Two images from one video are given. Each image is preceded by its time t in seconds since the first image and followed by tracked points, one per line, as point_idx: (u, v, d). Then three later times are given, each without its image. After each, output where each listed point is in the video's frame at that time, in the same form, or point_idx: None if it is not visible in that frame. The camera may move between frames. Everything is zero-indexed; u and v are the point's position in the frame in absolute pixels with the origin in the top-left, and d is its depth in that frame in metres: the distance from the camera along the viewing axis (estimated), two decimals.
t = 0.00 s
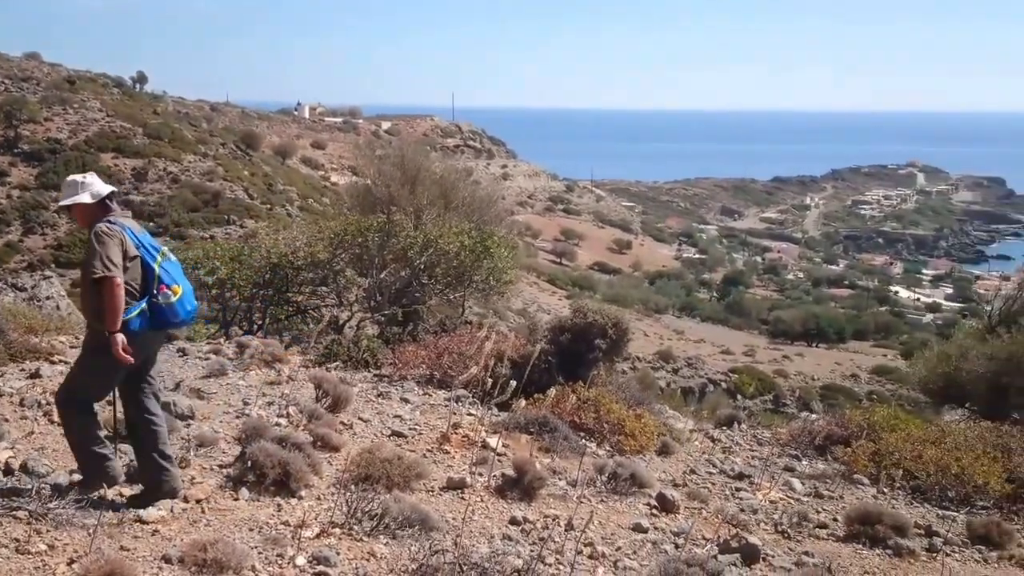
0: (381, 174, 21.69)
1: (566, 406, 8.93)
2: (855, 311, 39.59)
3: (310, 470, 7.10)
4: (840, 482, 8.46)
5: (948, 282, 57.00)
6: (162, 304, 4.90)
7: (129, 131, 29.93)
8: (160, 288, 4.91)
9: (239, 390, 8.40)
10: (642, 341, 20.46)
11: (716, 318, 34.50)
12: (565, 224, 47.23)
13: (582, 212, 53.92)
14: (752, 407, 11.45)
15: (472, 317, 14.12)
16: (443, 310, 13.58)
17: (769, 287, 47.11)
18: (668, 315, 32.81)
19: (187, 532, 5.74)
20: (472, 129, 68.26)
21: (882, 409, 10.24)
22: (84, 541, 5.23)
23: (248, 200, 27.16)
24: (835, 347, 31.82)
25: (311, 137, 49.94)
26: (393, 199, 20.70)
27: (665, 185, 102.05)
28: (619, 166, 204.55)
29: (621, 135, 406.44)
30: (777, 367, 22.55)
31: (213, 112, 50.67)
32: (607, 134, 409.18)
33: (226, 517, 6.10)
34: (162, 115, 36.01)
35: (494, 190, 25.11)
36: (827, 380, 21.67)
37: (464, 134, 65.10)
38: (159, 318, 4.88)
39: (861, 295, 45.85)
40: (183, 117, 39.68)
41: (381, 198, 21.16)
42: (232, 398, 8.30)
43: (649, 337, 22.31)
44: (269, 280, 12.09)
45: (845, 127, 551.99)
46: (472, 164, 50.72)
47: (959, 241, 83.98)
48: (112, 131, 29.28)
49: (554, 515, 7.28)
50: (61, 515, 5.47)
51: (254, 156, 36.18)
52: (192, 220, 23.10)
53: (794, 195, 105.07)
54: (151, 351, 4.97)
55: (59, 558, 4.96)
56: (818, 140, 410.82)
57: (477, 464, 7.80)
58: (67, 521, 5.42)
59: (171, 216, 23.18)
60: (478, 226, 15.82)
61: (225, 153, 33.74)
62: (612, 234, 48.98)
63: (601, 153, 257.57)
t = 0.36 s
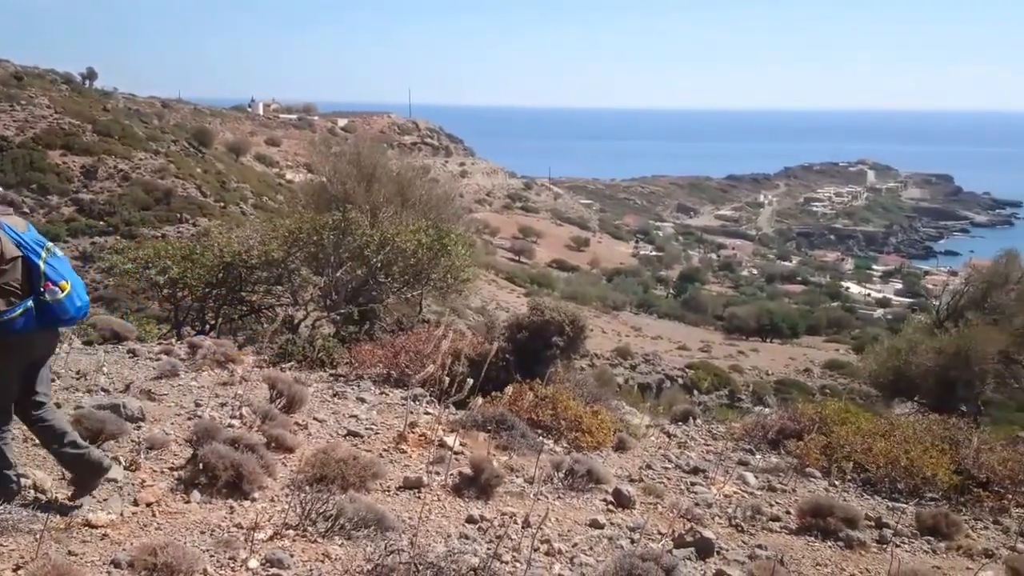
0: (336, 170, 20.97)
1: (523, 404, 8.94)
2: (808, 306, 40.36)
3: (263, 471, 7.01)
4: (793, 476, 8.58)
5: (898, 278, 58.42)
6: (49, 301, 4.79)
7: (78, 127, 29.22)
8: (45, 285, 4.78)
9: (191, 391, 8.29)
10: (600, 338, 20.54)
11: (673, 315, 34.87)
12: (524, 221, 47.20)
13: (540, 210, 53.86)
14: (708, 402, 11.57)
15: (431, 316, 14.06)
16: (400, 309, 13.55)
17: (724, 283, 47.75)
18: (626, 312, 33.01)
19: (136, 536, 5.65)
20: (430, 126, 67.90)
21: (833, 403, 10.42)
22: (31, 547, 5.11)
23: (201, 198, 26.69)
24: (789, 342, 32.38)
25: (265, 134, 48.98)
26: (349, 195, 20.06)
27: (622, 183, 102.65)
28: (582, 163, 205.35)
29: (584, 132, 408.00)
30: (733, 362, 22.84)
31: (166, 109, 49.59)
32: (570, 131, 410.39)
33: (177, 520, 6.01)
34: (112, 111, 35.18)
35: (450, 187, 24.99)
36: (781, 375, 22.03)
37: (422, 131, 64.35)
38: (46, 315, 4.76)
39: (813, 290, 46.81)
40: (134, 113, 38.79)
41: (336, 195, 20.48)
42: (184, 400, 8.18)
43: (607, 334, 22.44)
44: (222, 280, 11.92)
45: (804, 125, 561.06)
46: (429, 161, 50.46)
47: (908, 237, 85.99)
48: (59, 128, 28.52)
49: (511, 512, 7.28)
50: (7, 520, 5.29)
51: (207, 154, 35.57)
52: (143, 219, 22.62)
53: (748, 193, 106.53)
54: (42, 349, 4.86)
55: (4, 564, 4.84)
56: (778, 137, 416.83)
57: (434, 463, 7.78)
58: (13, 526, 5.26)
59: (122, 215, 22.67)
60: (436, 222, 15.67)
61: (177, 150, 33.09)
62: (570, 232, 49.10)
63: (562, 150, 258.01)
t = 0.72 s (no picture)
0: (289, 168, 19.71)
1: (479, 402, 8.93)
2: (761, 302, 41.06)
3: (213, 473, 6.92)
4: (745, 469, 8.69)
5: (848, 274, 59.70)
6: None
7: (23, 124, 28.45)
8: None
9: (140, 393, 8.16)
10: (556, 334, 20.54)
11: (628, 311, 35.22)
12: (480, 219, 46.79)
13: (496, 207, 53.61)
14: (663, 397, 11.65)
15: (386, 314, 13.98)
16: (354, 308, 13.43)
17: (678, 279, 48.28)
18: (583, 309, 33.09)
19: (82, 541, 5.56)
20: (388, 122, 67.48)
21: (784, 396, 10.59)
22: None
23: (151, 196, 26.21)
24: (742, 337, 32.85)
25: (216, 130, 47.93)
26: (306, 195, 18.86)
27: (577, 180, 102.72)
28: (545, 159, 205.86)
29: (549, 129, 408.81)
30: (688, 357, 23.06)
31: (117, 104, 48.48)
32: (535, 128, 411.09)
33: (124, 524, 5.92)
34: (58, 108, 34.30)
35: (404, 183, 24.86)
36: (735, 369, 22.33)
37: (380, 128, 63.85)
38: None
39: (766, 286, 47.72)
40: (81, 110, 37.86)
41: (290, 194, 19.41)
42: (133, 401, 8.05)
43: (563, 329, 22.54)
44: (172, 279, 11.76)
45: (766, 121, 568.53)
46: (384, 158, 50.13)
47: (857, 233, 87.85)
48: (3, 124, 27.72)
49: (466, 511, 7.26)
50: None
51: (157, 151, 34.90)
52: (89, 217, 22.14)
53: (702, 189, 107.73)
54: None
55: None
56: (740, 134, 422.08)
57: (389, 462, 7.74)
58: None
59: (68, 213, 22.17)
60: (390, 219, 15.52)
61: (126, 148, 32.41)
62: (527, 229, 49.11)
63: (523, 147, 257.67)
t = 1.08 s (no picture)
0: (238, 165, 18.49)
1: (432, 399, 8.92)
2: (713, 297, 41.66)
3: (162, 476, 6.81)
4: (697, 462, 8.78)
5: (798, 269, 60.90)
6: None
7: None
8: None
9: (86, 395, 8.02)
10: (511, 331, 20.50)
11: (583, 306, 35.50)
12: (435, 215, 46.45)
13: (451, 203, 53.01)
14: (617, 392, 11.75)
15: (341, 312, 13.90)
16: (306, 306, 13.29)
17: (632, 276, 48.72)
18: (538, 305, 33.07)
19: (26, 546, 5.44)
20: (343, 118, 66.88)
21: (734, 390, 10.73)
22: None
23: (98, 195, 25.67)
24: (695, 331, 33.23)
25: (162, 127, 46.53)
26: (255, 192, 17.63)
27: (531, 177, 102.54)
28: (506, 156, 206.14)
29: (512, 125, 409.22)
30: (642, 352, 23.26)
31: (64, 100, 47.25)
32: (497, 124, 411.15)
33: (70, 528, 5.80)
34: None
35: (357, 180, 24.70)
36: (688, 363, 22.62)
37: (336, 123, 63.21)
38: None
39: (717, 281, 48.58)
40: (25, 106, 36.83)
41: (240, 193, 18.01)
42: (78, 403, 7.90)
43: (518, 326, 22.60)
44: (119, 279, 11.60)
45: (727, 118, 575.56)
46: (338, 154, 49.74)
47: (808, 230, 89.41)
48: None
49: (420, 509, 7.23)
50: None
51: (103, 148, 34.13)
52: (33, 216, 21.63)
53: (655, 187, 108.63)
54: None
55: None
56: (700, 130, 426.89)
57: (341, 461, 7.70)
58: None
59: (11, 211, 21.61)
60: (343, 217, 15.38)
61: (72, 145, 31.65)
62: (482, 226, 49.03)
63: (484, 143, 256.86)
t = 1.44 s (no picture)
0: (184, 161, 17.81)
1: (384, 397, 8.89)
2: (664, 291, 42.18)
3: (107, 477, 6.68)
4: (649, 455, 8.85)
5: (747, 263, 62.24)
6: None
7: None
8: None
9: (28, 396, 7.84)
10: (464, 327, 20.45)
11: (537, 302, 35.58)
12: (387, 212, 46.06)
13: (403, 199, 52.79)
14: (572, 388, 11.81)
15: (292, 310, 13.77)
16: (255, 304, 13.16)
17: (585, 271, 49.07)
18: (492, 301, 33.07)
19: None
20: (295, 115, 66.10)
21: (686, 383, 10.85)
22: None
23: (40, 193, 25.03)
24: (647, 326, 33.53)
25: (108, 123, 45.67)
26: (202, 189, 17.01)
27: (483, 172, 102.29)
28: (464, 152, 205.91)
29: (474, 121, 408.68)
30: (596, 347, 23.40)
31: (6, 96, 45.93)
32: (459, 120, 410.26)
33: (11, 533, 5.66)
34: None
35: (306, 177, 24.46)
36: (641, 357, 22.81)
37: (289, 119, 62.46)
38: None
39: (669, 275, 49.32)
40: None
41: (188, 190, 17.32)
42: (19, 406, 7.72)
43: (473, 323, 22.57)
44: (63, 278, 11.36)
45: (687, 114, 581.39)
46: (288, 151, 49.19)
47: (755, 226, 91.90)
48: None
49: (371, 507, 7.18)
50: None
51: (46, 145, 33.27)
52: None
53: (607, 182, 109.46)
54: None
55: None
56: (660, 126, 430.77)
57: (292, 461, 7.63)
58: None
59: None
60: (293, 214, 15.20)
61: (12, 142, 30.79)
62: (435, 221, 48.88)
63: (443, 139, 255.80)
